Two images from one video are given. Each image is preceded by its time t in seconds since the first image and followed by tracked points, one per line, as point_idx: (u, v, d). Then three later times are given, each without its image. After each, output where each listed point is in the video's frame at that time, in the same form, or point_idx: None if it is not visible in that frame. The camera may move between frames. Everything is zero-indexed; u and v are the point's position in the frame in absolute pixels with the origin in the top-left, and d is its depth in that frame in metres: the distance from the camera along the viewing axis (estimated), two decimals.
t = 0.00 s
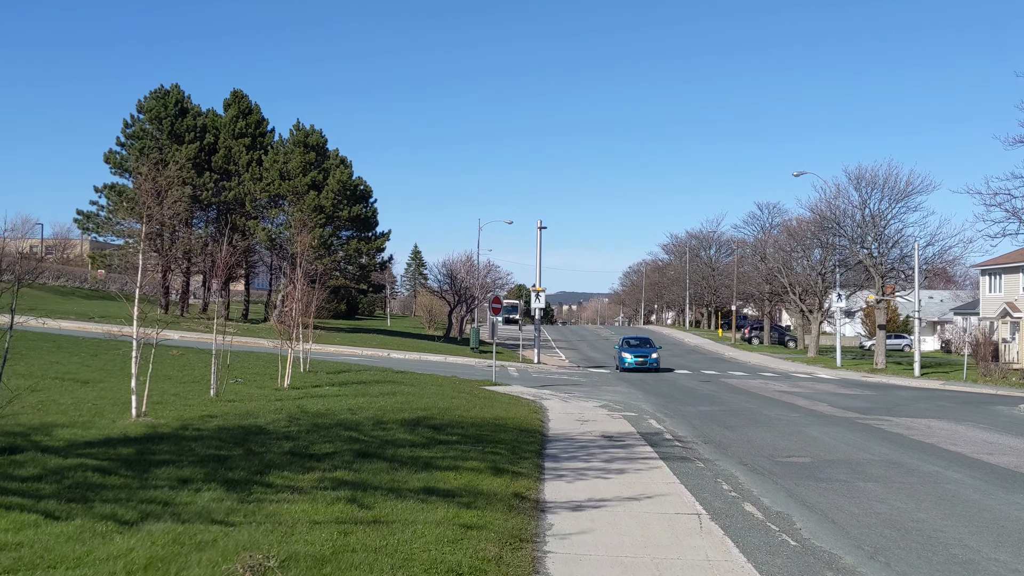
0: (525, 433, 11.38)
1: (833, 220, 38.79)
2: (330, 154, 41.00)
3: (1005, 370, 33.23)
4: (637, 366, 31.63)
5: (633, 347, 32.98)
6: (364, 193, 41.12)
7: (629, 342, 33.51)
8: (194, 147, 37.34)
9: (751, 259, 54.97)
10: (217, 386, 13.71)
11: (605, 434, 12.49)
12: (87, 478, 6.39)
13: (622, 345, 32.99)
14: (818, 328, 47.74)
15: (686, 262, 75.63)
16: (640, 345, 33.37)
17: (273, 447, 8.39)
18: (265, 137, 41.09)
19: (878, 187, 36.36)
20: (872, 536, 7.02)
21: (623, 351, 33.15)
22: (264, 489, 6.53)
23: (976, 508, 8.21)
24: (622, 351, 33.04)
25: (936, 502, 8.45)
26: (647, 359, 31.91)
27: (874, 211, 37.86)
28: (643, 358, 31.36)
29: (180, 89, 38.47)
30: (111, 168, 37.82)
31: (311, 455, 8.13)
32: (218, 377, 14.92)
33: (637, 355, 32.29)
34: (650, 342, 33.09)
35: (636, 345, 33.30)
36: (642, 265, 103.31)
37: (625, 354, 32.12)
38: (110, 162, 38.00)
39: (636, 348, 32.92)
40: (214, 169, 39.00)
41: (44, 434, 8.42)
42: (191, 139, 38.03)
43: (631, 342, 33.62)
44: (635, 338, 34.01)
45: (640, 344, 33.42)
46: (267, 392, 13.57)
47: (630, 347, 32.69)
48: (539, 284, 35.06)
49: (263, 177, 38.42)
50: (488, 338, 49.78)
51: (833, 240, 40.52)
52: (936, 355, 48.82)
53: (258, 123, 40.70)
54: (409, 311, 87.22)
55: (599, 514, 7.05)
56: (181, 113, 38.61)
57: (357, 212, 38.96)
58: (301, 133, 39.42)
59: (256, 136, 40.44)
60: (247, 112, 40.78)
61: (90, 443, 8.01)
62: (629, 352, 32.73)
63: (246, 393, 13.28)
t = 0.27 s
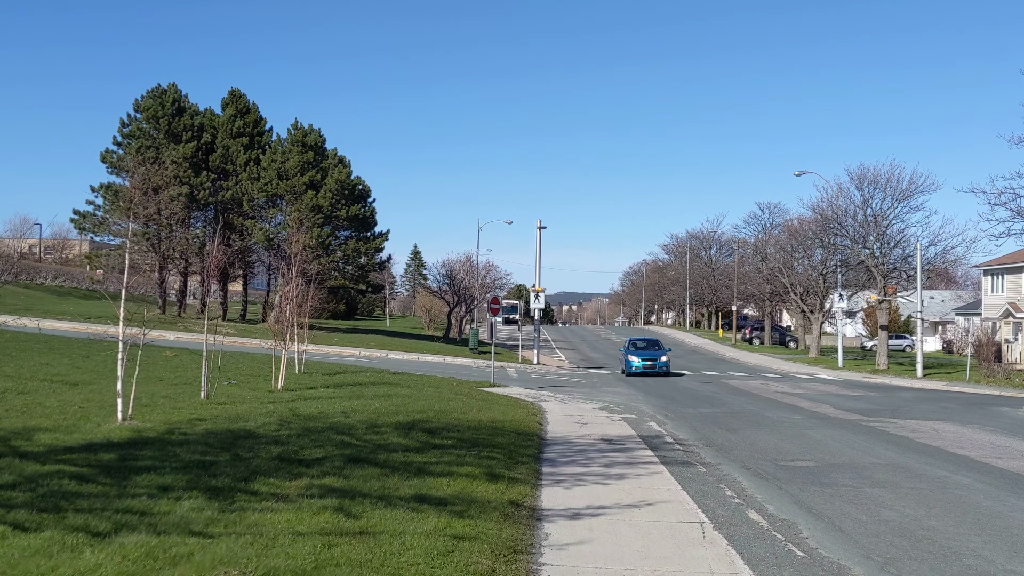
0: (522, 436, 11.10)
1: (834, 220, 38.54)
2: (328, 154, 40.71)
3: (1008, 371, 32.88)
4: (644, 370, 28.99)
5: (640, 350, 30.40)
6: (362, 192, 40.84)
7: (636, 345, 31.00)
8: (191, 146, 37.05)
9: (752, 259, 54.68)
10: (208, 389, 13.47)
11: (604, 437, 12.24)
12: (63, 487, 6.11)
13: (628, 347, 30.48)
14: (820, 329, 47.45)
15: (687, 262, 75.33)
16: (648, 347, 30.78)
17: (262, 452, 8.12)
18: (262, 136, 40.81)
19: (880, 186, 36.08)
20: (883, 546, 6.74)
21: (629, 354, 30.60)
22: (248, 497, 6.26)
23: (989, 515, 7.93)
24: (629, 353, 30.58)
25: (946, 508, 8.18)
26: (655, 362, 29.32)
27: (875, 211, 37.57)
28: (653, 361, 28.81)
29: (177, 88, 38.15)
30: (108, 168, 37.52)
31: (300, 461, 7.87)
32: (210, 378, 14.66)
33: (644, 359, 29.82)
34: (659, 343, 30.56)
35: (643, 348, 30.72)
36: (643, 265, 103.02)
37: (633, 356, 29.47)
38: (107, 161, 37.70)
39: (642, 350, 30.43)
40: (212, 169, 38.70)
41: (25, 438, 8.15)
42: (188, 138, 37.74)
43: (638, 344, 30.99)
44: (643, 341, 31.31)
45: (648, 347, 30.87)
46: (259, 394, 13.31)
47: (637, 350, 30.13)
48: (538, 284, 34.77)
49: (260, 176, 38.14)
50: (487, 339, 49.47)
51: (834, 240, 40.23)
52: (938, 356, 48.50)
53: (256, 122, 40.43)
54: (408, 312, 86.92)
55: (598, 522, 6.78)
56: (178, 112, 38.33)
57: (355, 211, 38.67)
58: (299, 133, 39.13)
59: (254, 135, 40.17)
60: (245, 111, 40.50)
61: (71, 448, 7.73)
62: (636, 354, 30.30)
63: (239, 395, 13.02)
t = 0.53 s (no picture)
0: (518, 437, 10.81)
1: (835, 218, 38.25)
2: (325, 151, 40.44)
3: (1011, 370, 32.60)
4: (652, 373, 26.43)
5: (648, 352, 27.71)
6: (360, 190, 40.57)
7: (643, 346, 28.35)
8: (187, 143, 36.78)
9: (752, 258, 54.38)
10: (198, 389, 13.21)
11: (603, 438, 11.95)
12: (34, 491, 5.82)
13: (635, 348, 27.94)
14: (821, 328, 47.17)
15: (687, 261, 75.00)
16: (655, 349, 28.14)
17: (248, 453, 7.84)
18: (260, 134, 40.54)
19: (882, 184, 35.79)
20: (890, 552, 6.47)
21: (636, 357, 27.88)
22: (229, 501, 6.00)
23: (999, 518, 7.66)
24: (636, 355, 27.96)
25: (954, 512, 7.91)
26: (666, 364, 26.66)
27: (877, 209, 37.27)
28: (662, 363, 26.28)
29: (173, 85, 37.87)
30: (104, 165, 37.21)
31: (286, 462, 7.58)
32: (201, 378, 14.38)
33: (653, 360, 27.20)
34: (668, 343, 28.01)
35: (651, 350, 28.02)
36: (643, 264, 102.69)
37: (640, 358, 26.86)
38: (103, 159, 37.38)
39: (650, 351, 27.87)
40: (208, 166, 38.41)
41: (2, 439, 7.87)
42: (184, 136, 37.43)
43: (646, 344, 28.42)
44: (650, 341, 28.87)
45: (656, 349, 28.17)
46: (251, 394, 13.04)
47: (645, 351, 27.45)
48: (537, 282, 34.49)
49: (257, 174, 37.85)
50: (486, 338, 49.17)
51: (836, 239, 39.94)
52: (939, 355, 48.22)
53: (253, 120, 40.16)
54: (407, 311, 86.60)
55: (594, 527, 6.51)
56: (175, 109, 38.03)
57: (353, 209, 38.38)
58: (296, 130, 38.87)
59: (252, 133, 39.90)
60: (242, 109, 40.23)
61: (49, 450, 7.45)
62: (645, 356, 27.73)
63: (229, 395, 12.76)
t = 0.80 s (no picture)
0: (515, 443, 10.58)
1: (836, 219, 37.99)
2: (323, 152, 40.20)
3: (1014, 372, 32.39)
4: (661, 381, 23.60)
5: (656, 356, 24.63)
6: (358, 191, 40.33)
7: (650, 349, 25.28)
8: (185, 144, 36.54)
9: (752, 259, 54.13)
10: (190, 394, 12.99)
11: (601, 443, 11.70)
12: (10, 506, 5.59)
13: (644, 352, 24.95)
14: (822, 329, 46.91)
15: (687, 262, 74.73)
16: (665, 353, 25.05)
17: (236, 463, 7.60)
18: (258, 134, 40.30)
19: (884, 185, 35.53)
20: (899, 566, 6.23)
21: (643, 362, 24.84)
22: (212, 514, 5.77)
23: (1010, 530, 7.43)
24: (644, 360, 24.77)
25: (964, 523, 7.67)
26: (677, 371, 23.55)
27: (879, 209, 37.01)
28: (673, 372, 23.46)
29: (171, 85, 37.64)
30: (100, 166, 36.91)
31: (273, 473, 7.34)
32: (194, 382, 14.16)
33: (663, 366, 24.07)
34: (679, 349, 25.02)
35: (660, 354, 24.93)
36: (643, 265, 102.42)
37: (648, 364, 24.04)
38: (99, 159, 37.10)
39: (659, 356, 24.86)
40: (206, 167, 38.17)
41: None
42: (182, 136, 37.18)
43: (654, 348, 25.32)
44: (660, 343, 25.77)
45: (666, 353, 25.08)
46: (243, 399, 12.81)
47: (652, 356, 24.38)
48: (535, 284, 34.25)
49: (255, 175, 37.61)
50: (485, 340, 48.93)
51: (837, 239, 39.68)
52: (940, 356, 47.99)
53: (251, 120, 39.94)
54: (407, 312, 86.33)
55: (592, 541, 6.26)
56: (172, 110, 37.78)
57: (351, 210, 38.12)
58: (294, 131, 38.69)
59: (249, 133, 39.66)
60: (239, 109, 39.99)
61: (28, 460, 7.20)
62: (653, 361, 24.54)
63: (221, 400, 12.52)
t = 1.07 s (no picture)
0: (511, 441, 10.29)
1: (838, 216, 37.68)
2: (321, 149, 39.92)
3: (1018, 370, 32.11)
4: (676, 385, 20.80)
5: (668, 357, 21.53)
6: (357, 188, 40.01)
7: (660, 349, 22.19)
8: (182, 140, 36.20)
9: (753, 258, 53.83)
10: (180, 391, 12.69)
11: (601, 442, 11.39)
12: None
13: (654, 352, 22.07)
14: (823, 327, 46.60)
15: (687, 261, 74.36)
16: (678, 353, 21.98)
17: (220, 461, 7.30)
18: (255, 131, 39.98)
19: (886, 182, 35.21)
20: (913, 570, 5.93)
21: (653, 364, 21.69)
22: (189, 515, 5.47)
23: None
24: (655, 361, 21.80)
25: (978, 524, 7.37)
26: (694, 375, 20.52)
27: (881, 206, 36.70)
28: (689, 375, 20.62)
29: (167, 81, 37.27)
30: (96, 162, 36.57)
31: (259, 472, 7.04)
32: (185, 378, 13.88)
33: (676, 369, 21.06)
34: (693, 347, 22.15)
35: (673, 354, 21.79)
36: (643, 264, 102.14)
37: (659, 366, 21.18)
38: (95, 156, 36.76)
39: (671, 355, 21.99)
40: (203, 163, 37.85)
41: None
42: (178, 132, 36.86)
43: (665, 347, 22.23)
44: (672, 342, 22.68)
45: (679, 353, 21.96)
46: (235, 396, 12.52)
47: (664, 357, 21.31)
48: (535, 282, 33.94)
49: (252, 171, 37.30)
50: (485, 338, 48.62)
51: (838, 237, 39.36)
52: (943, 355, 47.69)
53: (248, 116, 39.63)
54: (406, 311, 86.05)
55: (590, 543, 5.97)
56: (169, 106, 37.45)
57: (350, 207, 37.85)
58: (292, 127, 38.39)
59: (247, 130, 39.34)
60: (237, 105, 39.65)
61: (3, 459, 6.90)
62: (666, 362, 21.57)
63: (212, 397, 12.24)
